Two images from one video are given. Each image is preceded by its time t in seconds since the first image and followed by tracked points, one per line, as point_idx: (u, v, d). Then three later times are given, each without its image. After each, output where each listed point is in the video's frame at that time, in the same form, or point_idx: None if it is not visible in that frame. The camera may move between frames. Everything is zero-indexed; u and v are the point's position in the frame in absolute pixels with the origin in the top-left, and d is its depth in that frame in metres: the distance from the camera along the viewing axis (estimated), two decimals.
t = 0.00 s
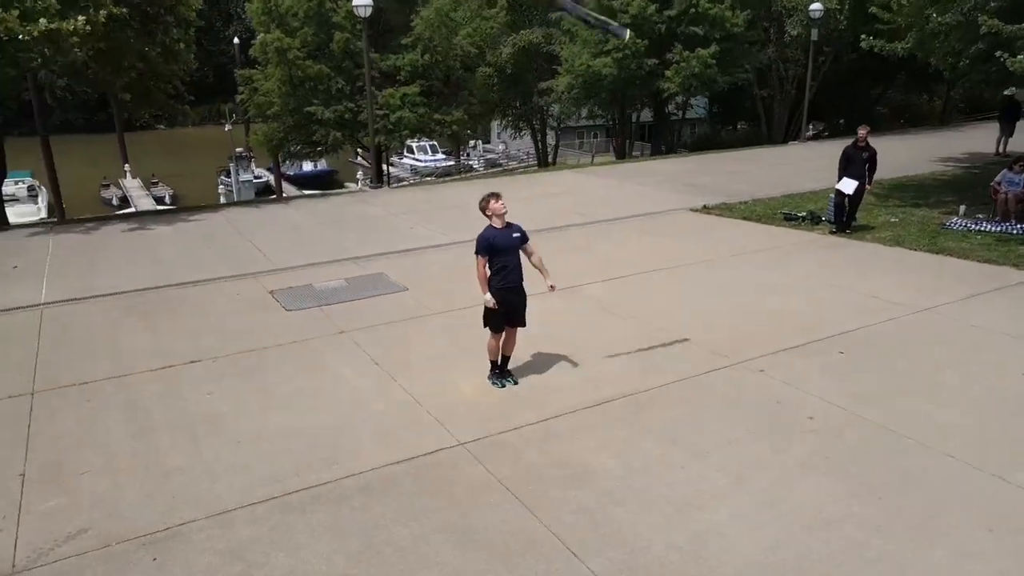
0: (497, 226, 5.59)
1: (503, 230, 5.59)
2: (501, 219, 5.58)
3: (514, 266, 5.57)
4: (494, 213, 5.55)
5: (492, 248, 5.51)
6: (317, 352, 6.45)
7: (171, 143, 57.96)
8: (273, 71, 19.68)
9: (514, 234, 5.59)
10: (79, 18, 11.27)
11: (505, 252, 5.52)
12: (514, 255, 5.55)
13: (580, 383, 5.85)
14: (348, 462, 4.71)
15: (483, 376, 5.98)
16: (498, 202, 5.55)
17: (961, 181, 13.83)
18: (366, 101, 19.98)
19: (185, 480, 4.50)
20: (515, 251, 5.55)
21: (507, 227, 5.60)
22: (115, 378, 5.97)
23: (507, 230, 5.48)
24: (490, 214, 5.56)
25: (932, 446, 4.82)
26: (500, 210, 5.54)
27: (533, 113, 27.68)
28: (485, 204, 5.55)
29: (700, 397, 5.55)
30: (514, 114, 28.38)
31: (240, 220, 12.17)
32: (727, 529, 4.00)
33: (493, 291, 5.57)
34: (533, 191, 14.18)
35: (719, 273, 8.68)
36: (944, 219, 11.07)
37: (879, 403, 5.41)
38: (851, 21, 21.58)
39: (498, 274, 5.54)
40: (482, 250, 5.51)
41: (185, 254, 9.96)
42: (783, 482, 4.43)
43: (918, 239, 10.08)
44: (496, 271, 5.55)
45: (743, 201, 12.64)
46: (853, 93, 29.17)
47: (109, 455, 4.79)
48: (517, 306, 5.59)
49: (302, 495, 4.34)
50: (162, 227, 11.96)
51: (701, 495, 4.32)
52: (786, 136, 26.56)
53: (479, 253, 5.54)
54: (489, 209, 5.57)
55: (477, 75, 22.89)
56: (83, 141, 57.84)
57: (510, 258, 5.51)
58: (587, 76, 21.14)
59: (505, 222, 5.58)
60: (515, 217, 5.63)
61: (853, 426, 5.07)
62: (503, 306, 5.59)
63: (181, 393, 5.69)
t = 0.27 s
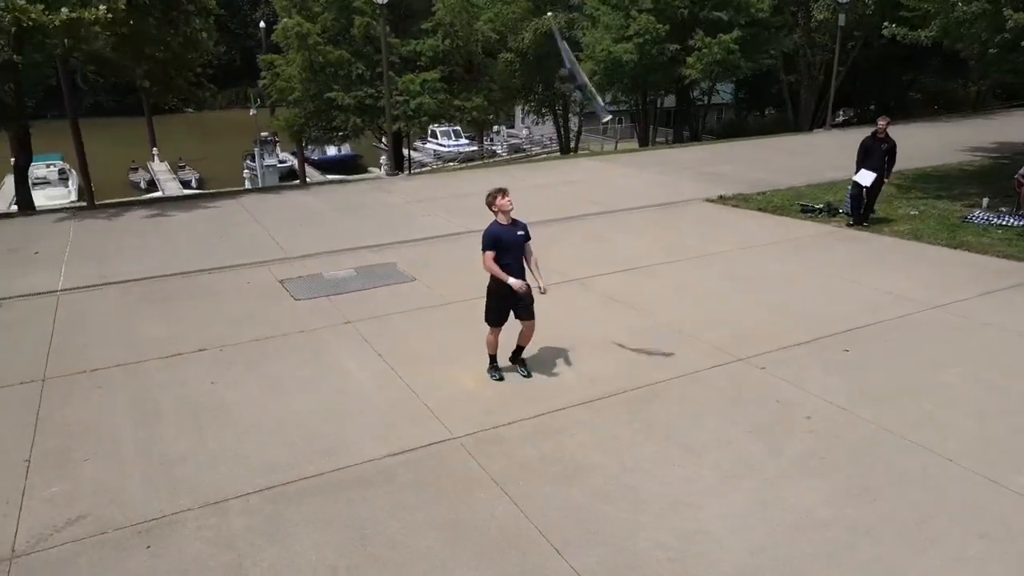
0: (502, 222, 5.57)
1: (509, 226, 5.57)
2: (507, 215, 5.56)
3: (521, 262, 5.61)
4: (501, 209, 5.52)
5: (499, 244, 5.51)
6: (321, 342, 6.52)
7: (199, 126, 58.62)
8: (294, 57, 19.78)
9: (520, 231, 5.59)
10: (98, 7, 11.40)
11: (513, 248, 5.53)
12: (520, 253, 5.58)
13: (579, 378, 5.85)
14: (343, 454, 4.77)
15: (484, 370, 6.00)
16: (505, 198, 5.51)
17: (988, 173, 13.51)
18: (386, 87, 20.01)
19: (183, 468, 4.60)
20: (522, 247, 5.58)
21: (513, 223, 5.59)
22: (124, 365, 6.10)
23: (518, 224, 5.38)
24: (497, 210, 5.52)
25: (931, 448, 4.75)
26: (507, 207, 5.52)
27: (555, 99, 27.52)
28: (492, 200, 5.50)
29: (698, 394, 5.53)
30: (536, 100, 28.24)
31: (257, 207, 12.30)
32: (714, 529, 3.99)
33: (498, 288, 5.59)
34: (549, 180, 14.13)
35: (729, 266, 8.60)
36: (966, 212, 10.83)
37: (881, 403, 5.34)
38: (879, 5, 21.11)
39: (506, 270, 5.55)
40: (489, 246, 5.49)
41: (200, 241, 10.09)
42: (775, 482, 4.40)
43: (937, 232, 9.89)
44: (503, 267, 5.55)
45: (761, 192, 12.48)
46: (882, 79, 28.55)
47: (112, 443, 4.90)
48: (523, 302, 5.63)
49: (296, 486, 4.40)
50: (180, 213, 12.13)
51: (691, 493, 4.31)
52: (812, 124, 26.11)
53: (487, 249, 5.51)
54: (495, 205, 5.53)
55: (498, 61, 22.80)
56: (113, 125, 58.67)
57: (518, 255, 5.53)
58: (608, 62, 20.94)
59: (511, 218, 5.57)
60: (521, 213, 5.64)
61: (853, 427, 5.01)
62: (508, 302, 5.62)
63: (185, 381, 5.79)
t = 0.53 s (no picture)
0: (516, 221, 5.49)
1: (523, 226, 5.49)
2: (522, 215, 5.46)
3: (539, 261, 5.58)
4: (515, 210, 5.43)
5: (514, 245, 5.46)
6: (324, 337, 6.58)
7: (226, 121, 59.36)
8: (314, 53, 19.96)
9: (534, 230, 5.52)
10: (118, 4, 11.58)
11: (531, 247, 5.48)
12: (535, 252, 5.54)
13: (577, 376, 5.84)
14: (336, 448, 4.80)
15: (483, 367, 6.01)
16: (520, 198, 5.40)
17: (1013, 172, 13.22)
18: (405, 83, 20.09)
19: (179, 459, 4.66)
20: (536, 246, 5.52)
21: (528, 222, 5.50)
22: (129, 357, 6.20)
23: (536, 217, 5.36)
24: (512, 210, 5.43)
25: (929, 453, 4.67)
26: (521, 208, 5.42)
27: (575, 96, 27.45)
28: (507, 200, 5.40)
29: (696, 394, 5.48)
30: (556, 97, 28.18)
31: (272, 202, 12.43)
32: (700, 531, 3.96)
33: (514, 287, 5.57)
34: (564, 176, 14.09)
35: (738, 265, 8.51)
36: (986, 212, 10.61)
37: (881, 406, 5.25)
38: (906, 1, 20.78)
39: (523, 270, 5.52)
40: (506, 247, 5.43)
41: (214, 236, 10.23)
42: (767, 485, 4.35)
43: (955, 233, 9.70)
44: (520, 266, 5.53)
45: (777, 190, 12.34)
46: (909, 76, 28.05)
47: (111, 433, 4.99)
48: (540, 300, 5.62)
49: (287, 479, 4.45)
50: (197, 207, 12.29)
51: (679, 495, 4.28)
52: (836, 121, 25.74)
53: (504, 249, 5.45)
54: (509, 205, 5.43)
55: (518, 57, 22.79)
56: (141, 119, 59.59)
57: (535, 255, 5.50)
58: (627, 59, 20.83)
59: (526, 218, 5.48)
60: (536, 211, 5.55)
61: (850, 430, 4.94)
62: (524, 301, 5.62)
63: (188, 374, 5.88)
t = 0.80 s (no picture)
0: (532, 224, 5.53)
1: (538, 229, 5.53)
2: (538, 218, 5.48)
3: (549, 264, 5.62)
4: (531, 214, 5.46)
5: (525, 248, 5.53)
6: (324, 335, 6.62)
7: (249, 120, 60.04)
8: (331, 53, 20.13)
9: (549, 234, 5.55)
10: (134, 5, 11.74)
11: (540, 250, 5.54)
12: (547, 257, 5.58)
13: (573, 377, 5.82)
14: (327, 446, 4.83)
15: (479, 367, 6.01)
16: (538, 202, 5.40)
17: None
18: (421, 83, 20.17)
19: (172, 454, 4.72)
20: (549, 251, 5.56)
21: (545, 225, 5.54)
22: (132, 353, 6.29)
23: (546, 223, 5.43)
24: (527, 214, 5.46)
25: (924, 459, 4.59)
26: (538, 213, 5.42)
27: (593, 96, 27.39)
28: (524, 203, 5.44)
29: (691, 397, 5.44)
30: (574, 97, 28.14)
31: (285, 200, 12.54)
32: (683, 534, 3.93)
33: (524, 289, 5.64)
34: (575, 177, 14.06)
35: (744, 267, 8.43)
36: (1003, 215, 10.41)
37: (879, 411, 5.18)
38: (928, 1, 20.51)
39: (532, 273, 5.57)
40: (516, 249, 5.52)
41: (225, 233, 10.34)
42: (755, 489, 4.31)
43: (969, 235, 9.53)
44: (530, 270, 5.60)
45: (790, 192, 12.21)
46: (934, 76, 27.59)
47: (109, 427, 5.07)
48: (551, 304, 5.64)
49: (276, 476, 4.48)
50: (210, 205, 12.44)
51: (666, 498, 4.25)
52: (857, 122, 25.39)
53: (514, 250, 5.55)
54: (526, 208, 5.46)
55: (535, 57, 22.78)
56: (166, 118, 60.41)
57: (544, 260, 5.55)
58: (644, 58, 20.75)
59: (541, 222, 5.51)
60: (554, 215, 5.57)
61: (845, 435, 4.88)
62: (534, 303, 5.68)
63: (188, 369, 5.95)
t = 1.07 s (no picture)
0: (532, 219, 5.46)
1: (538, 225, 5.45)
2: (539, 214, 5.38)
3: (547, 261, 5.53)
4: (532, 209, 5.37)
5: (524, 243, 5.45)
6: (320, 333, 6.66)
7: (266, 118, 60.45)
8: (343, 51, 20.24)
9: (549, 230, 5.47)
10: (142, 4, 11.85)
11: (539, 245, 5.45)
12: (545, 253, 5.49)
13: (565, 378, 5.80)
14: (314, 444, 4.86)
15: (471, 367, 6.01)
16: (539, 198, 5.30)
17: None
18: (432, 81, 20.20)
19: (161, 450, 4.77)
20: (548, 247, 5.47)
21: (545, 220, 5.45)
22: (129, 349, 6.35)
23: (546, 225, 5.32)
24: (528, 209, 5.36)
25: (913, 465, 4.53)
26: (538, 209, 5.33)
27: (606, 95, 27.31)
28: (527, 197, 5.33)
29: (681, 398, 5.42)
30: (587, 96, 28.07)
31: (292, 198, 12.61)
32: (661, 537, 3.92)
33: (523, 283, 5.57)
34: (582, 176, 14.03)
35: (746, 268, 8.37)
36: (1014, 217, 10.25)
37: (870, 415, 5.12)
38: None
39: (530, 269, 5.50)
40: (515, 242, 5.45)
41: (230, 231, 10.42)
42: (739, 492, 4.28)
43: (977, 237, 9.39)
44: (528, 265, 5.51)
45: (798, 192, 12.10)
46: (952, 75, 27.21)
47: (101, 423, 5.13)
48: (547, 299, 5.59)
49: (260, 473, 4.51)
50: (218, 202, 12.55)
51: (647, 500, 4.23)
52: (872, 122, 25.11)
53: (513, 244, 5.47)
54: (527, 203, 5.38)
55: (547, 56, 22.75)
56: (185, 116, 61.01)
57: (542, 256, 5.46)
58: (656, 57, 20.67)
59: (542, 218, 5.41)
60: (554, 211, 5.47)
61: (834, 439, 4.83)
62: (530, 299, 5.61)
63: (183, 366, 6.01)
